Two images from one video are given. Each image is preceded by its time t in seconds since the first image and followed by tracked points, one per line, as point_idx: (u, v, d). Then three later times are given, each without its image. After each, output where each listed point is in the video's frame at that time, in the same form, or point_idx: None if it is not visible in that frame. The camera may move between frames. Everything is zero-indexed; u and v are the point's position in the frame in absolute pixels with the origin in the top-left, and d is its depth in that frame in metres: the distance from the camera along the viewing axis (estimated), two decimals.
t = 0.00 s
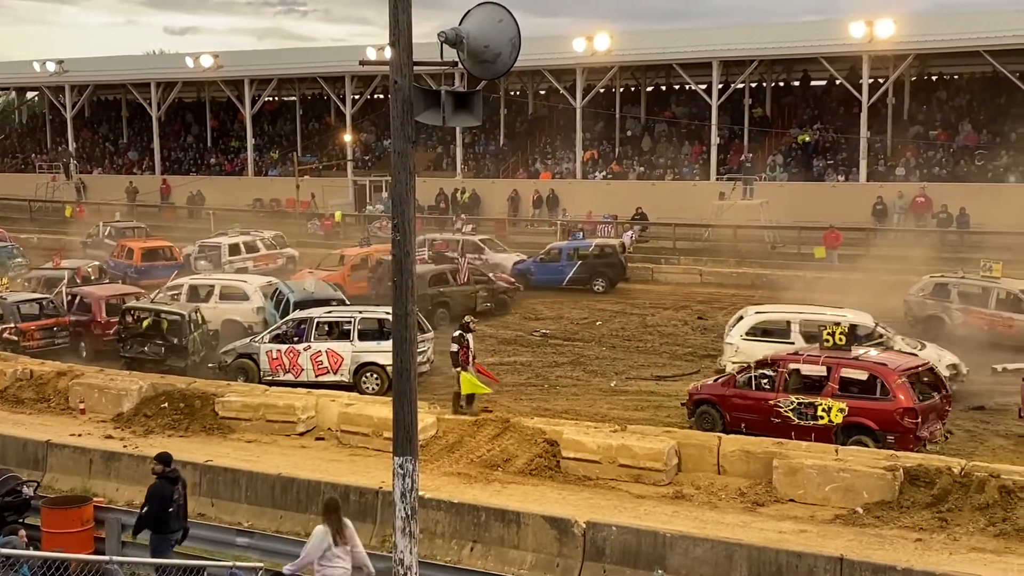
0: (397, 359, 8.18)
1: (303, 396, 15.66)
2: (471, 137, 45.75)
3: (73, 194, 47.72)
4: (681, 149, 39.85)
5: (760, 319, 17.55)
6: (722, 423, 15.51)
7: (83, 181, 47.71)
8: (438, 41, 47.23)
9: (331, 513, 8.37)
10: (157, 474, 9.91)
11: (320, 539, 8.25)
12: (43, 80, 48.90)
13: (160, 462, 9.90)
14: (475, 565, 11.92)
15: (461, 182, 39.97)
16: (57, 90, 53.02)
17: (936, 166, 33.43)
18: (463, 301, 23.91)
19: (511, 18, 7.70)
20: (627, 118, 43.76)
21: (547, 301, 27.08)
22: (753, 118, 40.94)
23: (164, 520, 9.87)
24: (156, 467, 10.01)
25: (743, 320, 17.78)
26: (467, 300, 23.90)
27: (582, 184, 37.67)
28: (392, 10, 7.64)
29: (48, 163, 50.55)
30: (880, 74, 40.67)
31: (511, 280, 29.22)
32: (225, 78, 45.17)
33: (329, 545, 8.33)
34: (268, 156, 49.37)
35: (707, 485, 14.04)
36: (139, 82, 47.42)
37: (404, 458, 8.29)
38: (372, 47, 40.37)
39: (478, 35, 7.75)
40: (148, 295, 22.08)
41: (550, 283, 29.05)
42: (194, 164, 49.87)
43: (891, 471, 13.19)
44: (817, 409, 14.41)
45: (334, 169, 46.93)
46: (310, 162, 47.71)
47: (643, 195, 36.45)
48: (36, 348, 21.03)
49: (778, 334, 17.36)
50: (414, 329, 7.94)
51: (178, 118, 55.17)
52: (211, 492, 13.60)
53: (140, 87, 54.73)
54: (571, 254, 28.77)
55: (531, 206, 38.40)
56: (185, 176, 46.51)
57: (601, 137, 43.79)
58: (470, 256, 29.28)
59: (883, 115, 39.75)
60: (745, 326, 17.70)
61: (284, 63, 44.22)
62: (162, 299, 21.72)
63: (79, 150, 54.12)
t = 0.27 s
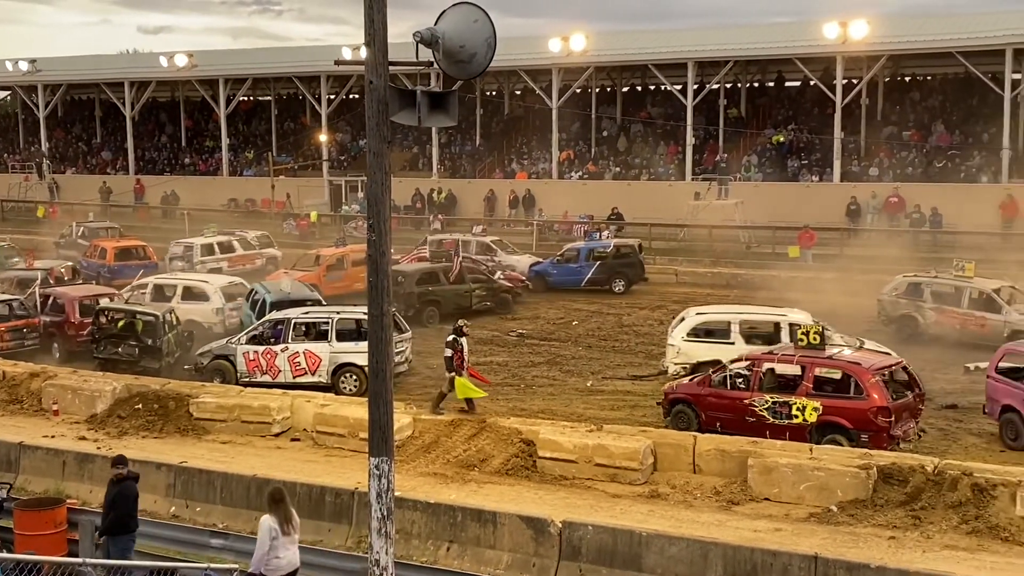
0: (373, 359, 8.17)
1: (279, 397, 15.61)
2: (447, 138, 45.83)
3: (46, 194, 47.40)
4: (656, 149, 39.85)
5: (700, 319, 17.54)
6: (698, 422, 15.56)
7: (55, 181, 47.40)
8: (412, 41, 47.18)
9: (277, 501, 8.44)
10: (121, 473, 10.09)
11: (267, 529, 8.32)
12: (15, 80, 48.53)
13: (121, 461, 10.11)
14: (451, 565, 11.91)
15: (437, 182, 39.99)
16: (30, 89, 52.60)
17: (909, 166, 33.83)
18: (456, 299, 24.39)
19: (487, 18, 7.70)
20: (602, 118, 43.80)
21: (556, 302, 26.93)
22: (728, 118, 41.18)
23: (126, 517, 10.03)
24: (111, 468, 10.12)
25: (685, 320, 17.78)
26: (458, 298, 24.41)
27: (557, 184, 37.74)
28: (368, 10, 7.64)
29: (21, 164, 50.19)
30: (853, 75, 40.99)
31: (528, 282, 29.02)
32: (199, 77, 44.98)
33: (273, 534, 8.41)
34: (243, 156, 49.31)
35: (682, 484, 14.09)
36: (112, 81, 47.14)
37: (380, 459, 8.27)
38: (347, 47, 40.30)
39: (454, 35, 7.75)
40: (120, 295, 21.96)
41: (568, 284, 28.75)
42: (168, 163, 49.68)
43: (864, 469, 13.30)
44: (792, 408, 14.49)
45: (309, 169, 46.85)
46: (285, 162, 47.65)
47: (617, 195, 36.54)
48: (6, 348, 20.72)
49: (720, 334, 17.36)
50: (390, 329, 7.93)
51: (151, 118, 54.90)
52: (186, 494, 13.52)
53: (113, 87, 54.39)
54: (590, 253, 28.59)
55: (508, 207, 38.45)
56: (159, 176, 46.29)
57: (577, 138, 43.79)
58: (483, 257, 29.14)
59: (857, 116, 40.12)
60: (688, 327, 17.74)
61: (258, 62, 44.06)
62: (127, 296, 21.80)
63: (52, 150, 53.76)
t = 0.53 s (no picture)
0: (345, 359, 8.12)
1: (249, 398, 15.55)
2: (420, 137, 45.88)
3: (14, 194, 47.00)
4: (628, 149, 40.05)
5: (654, 320, 17.55)
6: (669, 422, 15.61)
7: (24, 181, 47.04)
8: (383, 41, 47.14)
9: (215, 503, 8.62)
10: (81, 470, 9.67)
11: (206, 533, 8.53)
12: None
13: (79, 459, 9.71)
14: (423, 566, 11.87)
15: (409, 181, 39.98)
16: None
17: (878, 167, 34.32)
18: (445, 297, 24.84)
19: (458, 17, 7.69)
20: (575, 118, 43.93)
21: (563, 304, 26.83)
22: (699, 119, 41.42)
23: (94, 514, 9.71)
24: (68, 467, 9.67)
25: (640, 321, 17.81)
26: (446, 296, 24.86)
27: (528, 184, 37.80)
28: (338, 10, 7.62)
29: None
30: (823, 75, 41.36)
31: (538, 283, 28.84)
32: (169, 76, 44.74)
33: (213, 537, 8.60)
34: (213, 155, 49.16)
35: (654, 483, 14.14)
36: (81, 80, 46.79)
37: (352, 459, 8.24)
38: (318, 46, 40.18)
39: (425, 34, 7.72)
40: (87, 296, 21.81)
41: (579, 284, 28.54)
42: (137, 163, 49.36)
43: (834, 467, 13.39)
44: (763, 407, 14.58)
45: (280, 169, 46.70)
46: (256, 161, 47.50)
47: (588, 195, 36.64)
48: None
49: (673, 335, 17.40)
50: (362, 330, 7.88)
51: (121, 117, 54.55)
52: (155, 495, 13.43)
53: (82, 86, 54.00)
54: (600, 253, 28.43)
55: (480, 206, 38.49)
56: (129, 176, 46.01)
57: (549, 138, 43.91)
58: (491, 258, 28.76)
59: (827, 116, 40.52)
60: (641, 327, 17.76)
61: (228, 62, 43.82)
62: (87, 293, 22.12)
63: (20, 150, 53.32)
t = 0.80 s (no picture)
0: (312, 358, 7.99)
1: (216, 399, 15.47)
2: (388, 137, 45.95)
3: None
4: (598, 148, 40.48)
5: (621, 318, 17.60)
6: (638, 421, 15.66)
7: None
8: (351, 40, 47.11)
9: (148, 498, 8.15)
10: (39, 469, 9.58)
11: (138, 528, 8.05)
12: None
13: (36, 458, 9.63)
14: (391, 566, 11.78)
15: (378, 181, 39.97)
16: None
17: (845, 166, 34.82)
18: (435, 295, 25.12)
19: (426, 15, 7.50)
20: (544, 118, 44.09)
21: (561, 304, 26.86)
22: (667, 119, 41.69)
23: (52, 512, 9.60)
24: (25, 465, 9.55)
25: (606, 319, 17.82)
26: (436, 294, 25.14)
27: (497, 183, 37.89)
28: (305, 8, 7.48)
29: None
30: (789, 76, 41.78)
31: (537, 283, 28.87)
32: (135, 74, 44.48)
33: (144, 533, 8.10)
34: (179, 154, 49.01)
35: (623, 481, 14.17)
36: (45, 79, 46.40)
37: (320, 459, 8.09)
38: (286, 44, 40.05)
39: (393, 33, 7.51)
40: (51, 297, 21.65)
41: (579, 284, 28.49)
42: (103, 161, 49.04)
43: (801, 465, 13.47)
44: (730, 405, 14.66)
45: (247, 168, 46.55)
46: (223, 160, 47.36)
47: (557, 195, 36.82)
48: None
49: (641, 333, 17.44)
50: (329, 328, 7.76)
51: (85, 116, 54.15)
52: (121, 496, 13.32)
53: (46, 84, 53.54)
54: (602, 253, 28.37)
55: (449, 206, 38.56)
56: (94, 175, 45.69)
57: (518, 137, 44.10)
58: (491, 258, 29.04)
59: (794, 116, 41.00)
60: (608, 324, 17.78)
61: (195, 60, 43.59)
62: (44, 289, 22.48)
63: None
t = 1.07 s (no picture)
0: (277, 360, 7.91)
1: (180, 400, 15.38)
2: (355, 136, 46.03)
3: None
4: (566, 148, 41.23)
5: (599, 318, 17.72)
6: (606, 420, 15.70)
7: None
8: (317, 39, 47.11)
9: (77, 502, 8.55)
10: None
11: (67, 530, 8.46)
12: None
13: None
14: (357, 568, 11.67)
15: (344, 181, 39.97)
16: None
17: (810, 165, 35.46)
18: (433, 294, 25.19)
19: (392, 15, 7.41)
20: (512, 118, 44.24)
21: (553, 304, 26.85)
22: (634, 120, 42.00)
23: None
24: None
25: (585, 320, 17.92)
26: (433, 293, 25.21)
27: (465, 183, 38.00)
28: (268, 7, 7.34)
29: None
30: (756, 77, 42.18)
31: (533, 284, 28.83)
32: (99, 73, 44.23)
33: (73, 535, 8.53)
34: (143, 154, 48.86)
35: (590, 481, 14.19)
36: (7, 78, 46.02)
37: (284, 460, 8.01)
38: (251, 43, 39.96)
39: (358, 31, 7.41)
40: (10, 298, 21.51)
41: (573, 283, 28.44)
42: (66, 161, 48.74)
43: (767, 464, 13.53)
44: (697, 404, 14.72)
45: (212, 167, 46.41)
46: (188, 159, 47.19)
47: (525, 195, 37.00)
48: None
49: (618, 333, 17.56)
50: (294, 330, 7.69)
51: (48, 115, 53.76)
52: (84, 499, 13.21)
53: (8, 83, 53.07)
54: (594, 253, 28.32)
55: (416, 206, 38.63)
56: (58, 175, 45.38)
57: (485, 138, 44.29)
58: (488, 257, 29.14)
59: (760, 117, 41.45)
60: (585, 326, 17.88)
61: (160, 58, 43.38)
62: None
63: None
